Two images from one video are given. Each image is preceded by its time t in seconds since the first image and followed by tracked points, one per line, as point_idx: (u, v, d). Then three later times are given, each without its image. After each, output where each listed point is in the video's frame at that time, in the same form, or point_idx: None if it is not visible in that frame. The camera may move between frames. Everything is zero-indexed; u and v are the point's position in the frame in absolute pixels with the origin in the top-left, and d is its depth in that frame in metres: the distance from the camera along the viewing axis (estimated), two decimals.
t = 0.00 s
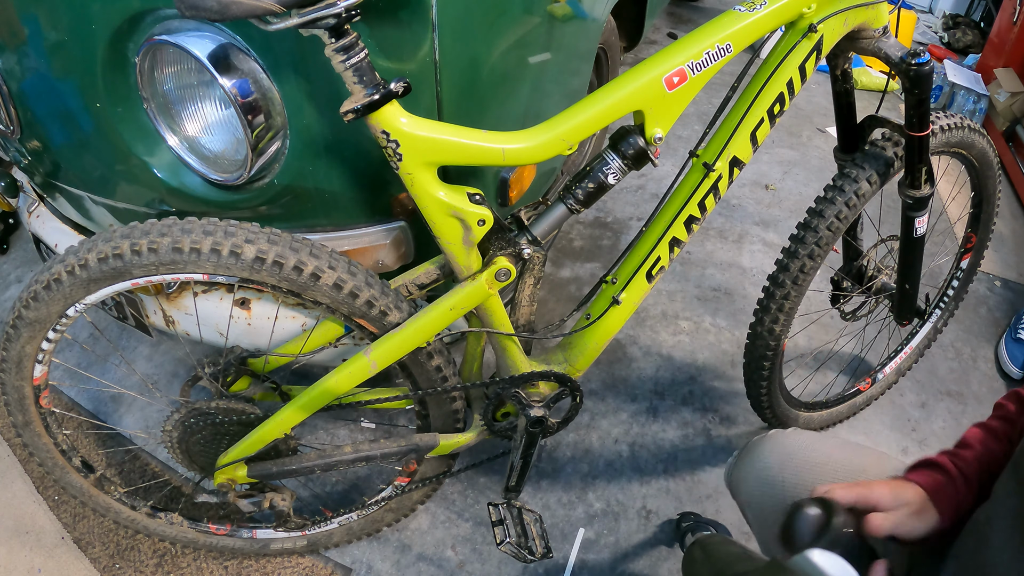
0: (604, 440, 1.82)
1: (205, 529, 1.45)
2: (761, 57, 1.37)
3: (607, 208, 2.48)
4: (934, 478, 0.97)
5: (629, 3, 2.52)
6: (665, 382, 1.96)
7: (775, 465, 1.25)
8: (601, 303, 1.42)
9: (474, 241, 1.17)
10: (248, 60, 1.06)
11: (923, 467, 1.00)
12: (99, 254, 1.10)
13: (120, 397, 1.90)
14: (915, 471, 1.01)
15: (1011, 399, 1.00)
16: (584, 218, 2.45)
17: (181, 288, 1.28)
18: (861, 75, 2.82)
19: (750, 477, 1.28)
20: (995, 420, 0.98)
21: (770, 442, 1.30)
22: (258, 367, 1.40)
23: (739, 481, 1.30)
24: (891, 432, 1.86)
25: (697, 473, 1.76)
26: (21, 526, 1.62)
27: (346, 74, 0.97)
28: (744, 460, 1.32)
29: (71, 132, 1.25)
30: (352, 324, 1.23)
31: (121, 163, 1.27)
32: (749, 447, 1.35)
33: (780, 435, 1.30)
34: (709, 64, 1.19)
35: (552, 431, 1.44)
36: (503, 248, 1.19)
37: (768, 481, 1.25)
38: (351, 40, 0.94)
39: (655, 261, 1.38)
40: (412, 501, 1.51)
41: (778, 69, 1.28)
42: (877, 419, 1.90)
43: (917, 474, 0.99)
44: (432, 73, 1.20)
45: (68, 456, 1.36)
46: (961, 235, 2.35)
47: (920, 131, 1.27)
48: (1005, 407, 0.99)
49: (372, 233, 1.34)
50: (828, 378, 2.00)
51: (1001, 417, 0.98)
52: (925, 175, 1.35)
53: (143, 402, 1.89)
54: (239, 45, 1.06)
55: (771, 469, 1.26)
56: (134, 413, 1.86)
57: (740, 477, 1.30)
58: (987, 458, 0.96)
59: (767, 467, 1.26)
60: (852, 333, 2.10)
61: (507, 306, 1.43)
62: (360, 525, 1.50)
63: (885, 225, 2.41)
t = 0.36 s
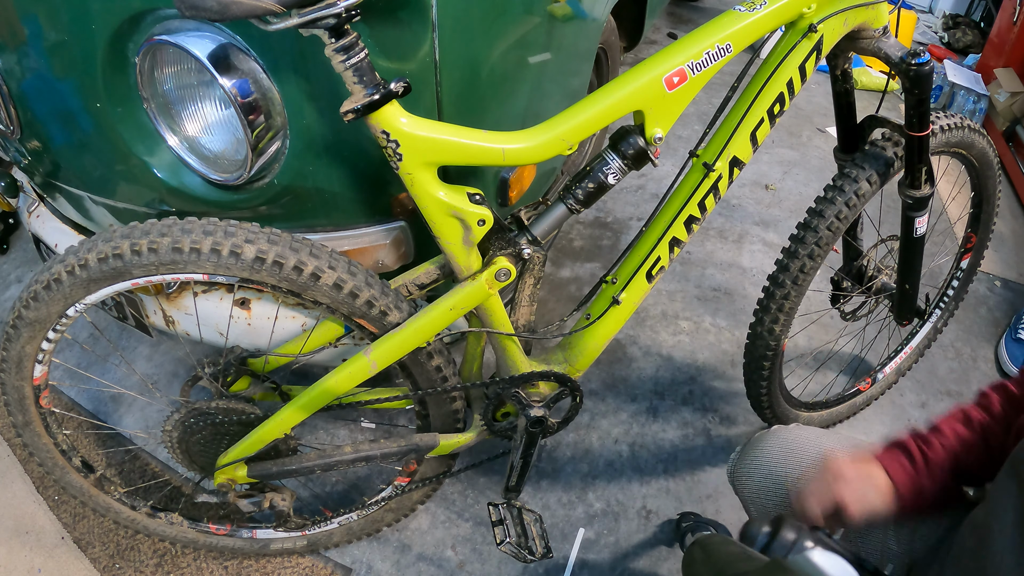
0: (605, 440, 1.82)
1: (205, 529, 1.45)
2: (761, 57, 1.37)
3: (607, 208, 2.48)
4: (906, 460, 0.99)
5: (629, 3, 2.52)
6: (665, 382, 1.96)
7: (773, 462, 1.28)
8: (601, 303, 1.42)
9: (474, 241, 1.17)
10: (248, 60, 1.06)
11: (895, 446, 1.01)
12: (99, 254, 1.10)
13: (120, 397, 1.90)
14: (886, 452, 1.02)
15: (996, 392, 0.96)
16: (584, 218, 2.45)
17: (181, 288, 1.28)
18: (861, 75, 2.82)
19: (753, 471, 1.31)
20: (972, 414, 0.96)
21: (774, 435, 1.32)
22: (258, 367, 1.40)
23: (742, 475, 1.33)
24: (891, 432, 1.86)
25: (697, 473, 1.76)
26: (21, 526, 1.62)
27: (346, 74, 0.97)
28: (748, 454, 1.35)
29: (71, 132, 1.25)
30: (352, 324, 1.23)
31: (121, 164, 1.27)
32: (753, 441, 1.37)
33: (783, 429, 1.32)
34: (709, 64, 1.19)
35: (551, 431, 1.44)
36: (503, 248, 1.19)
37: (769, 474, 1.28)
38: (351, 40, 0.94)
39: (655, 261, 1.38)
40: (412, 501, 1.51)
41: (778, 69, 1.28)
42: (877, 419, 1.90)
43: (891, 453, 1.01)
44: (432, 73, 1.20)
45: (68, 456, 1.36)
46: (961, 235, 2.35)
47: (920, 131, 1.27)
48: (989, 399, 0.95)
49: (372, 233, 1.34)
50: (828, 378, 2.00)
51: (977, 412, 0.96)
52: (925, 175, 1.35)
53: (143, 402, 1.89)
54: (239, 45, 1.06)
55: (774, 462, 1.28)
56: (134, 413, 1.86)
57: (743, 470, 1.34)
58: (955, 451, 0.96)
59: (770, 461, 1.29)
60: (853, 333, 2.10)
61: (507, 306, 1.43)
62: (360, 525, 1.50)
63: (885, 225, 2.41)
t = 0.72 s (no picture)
0: (605, 440, 1.82)
1: (205, 529, 1.45)
2: (761, 57, 1.37)
3: (607, 208, 2.48)
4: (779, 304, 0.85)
5: (629, 3, 2.52)
6: (665, 382, 1.96)
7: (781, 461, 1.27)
8: (601, 303, 1.42)
9: (474, 241, 1.17)
10: (248, 60, 1.06)
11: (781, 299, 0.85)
12: (99, 254, 1.10)
13: (120, 397, 1.90)
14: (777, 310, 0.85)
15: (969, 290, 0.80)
16: (584, 218, 2.45)
17: (181, 288, 1.28)
18: (862, 75, 2.82)
19: (760, 472, 1.31)
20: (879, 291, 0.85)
21: (780, 437, 1.31)
22: (258, 367, 1.40)
23: (749, 476, 1.33)
24: (891, 432, 1.86)
25: (697, 473, 1.76)
26: (21, 526, 1.62)
27: (346, 74, 0.97)
28: (754, 455, 1.35)
29: (71, 133, 1.25)
30: (352, 324, 1.23)
31: (121, 164, 1.27)
32: (758, 441, 1.37)
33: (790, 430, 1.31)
34: (709, 64, 1.19)
35: (551, 431, 1.44)
36: (504, 248, 1.19)
37: (776, 475, 1.27)
38: (351, 40, 0.94)
39: (655, 261, 1.38)
40: (412, 501, 1.51)
41: (778, 69, 1.28)
42: (877, 419, 1.90)
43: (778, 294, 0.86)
44: (432, 74, 1.20)
45: (68, 456, 1.36)
46: (961, 235, 2.35)
47: (920, 131, 1.27)
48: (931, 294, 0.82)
49: (372, 233, 1.34)
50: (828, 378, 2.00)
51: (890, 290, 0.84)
52: (925, 175, 1.35)
53: (143, 402, 1.89)
54: (239, 45, 1.06)
55: (781, 462, 1.28)
56: (134, 413, 1.86)
57: (750, 471, 1.33)
58: (900, 308, 0.82)
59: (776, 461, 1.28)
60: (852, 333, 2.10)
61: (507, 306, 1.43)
62: (360, 525, 1.50)
63: (885, 225, 2.41)
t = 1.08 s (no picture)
0: (604, 440, 1.82)
1: (204, 529, 1.45)
2: (760, 57, 1.37)
3: (607, 208, 2.48)
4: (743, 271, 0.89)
5: (629, 3, 2.52)
6: (665, 382, 1.96)
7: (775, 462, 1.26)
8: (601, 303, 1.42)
9: (474, 241, 1.18)
10: (248, 60, 1.06)
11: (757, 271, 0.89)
12: (99, 254, 1.10)
13: (120, 397, 1.90)
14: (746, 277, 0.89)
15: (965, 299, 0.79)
16: (584, 218, 2.45)
17: (181, 288, 1.28)
18: (862, 76, 2.82)
19: (753, 477, 1.30)
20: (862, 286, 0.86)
21: (773, 441, 1.31)
22: (258, 367, 1.40)
23: (743, 482, 1.32)
24: (890, 432, 1.86)
25: (697, 473, 1.76)
26: (21, 526, 1.62)
27: (346, 74, 0.97)
28: (746, 460, 1.34)
29: (71, 132, 1.25)
30: (352, 324, 1.23)
31: (121, 164, 1.27)
32: (751, 445, 1.36)
33: (782, 433, 1.31)
34: (709, 64, 1.19)
35: (551, 431, 1.44)
36: (503, 248, 1.19)
37: (769, 479, 1.27)
38: (351, 40, 0.94)
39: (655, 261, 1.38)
40: (412, 501, 1.51)
41: (778, 69, 1.28)
42: (877, 419, 1.90)
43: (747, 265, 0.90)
44: (432, 74, 1.20)
45: (68, 456, 1.36)
46: (961, 235, 2.35)
47: (920, 131, 1.27)
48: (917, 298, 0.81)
49: (372, 233, 1.34)
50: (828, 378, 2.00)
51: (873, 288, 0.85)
52: (925, 175, 1.35)
53: (143, 402, 1.89)
54: (239, 45, 1.06)
55: (774, 466, 1.27)
56: (134, 413, 1.86)
57: (743, 477, 1.32)
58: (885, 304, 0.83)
59: (770, 465, 1.27)
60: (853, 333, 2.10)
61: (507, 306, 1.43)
62: (360, 525, 1.50)
63: (885, 225, 2.41)
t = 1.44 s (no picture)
0: (605, 440, 1.82)
1: (204, 529, 1.45)
2: (760, 57, 1.37)
3: (607, 208, 2.48)
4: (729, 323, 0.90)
5: (629, 3, 2.52)
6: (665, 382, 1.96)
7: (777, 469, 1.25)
8: (601, 302, 1.42)
9: (474, 241, 1.17)
10: (248, 60, 1.06)
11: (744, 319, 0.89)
12: (99, 254, 1.10)
13: (120, 397, 1.90)
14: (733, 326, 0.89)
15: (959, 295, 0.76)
16: (584, 218, 2.45)
17: (181, 288, 1.28)
18: (862, 76, 2.82)
19: (753, 482, 1.30)
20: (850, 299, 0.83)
21: (773, 446, 1.30)
22: (258, 367, 1.40)
23: (741, 486, 1.32)
24: (890, 432, 1.86)
25: (697, 473, 1.76)
26: (21, 526, 1.62)
27: (346, 74, 0.97)
28: (746, 465, 1.34)
29: (71, 133, 1.25)
30: (352, 324, 1.23)
31: (121, 164, 1.27)
32: (751, 450, 1.36)
33: (783, 438, 1.31)
34: (709, 64, 1.19)
35: (551, 431, 1.44)
36: (504, 248, 1.19)
37: (769, 485, 1.26)
38: (351, 40, 0.94)
39: (655, 261, 1.38)
40: (412, 501, 1.51)
41: (778, 69, 1.28)
42: (876, 419, 1.90)
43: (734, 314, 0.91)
44: (432, 74, 1.20)
45: (68, 456, 1.36)
46: (961, 235, 2.35)
47: (920, 131, 1.27)
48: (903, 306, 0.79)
49: (372, 233, 1.34)
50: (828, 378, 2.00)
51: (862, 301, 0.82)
52: (925, 175, 1.35)
53: (143, 402, 1.89)
54: (239, 45, 1.06)
55: (774, 472, 1.27)
56: (134, 413, 1.86)
57: (742, 481, 1.32)
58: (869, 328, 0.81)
59: (770, 471, 1.27)
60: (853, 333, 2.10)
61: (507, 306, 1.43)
62: (360, 525, 1.50)
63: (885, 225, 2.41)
